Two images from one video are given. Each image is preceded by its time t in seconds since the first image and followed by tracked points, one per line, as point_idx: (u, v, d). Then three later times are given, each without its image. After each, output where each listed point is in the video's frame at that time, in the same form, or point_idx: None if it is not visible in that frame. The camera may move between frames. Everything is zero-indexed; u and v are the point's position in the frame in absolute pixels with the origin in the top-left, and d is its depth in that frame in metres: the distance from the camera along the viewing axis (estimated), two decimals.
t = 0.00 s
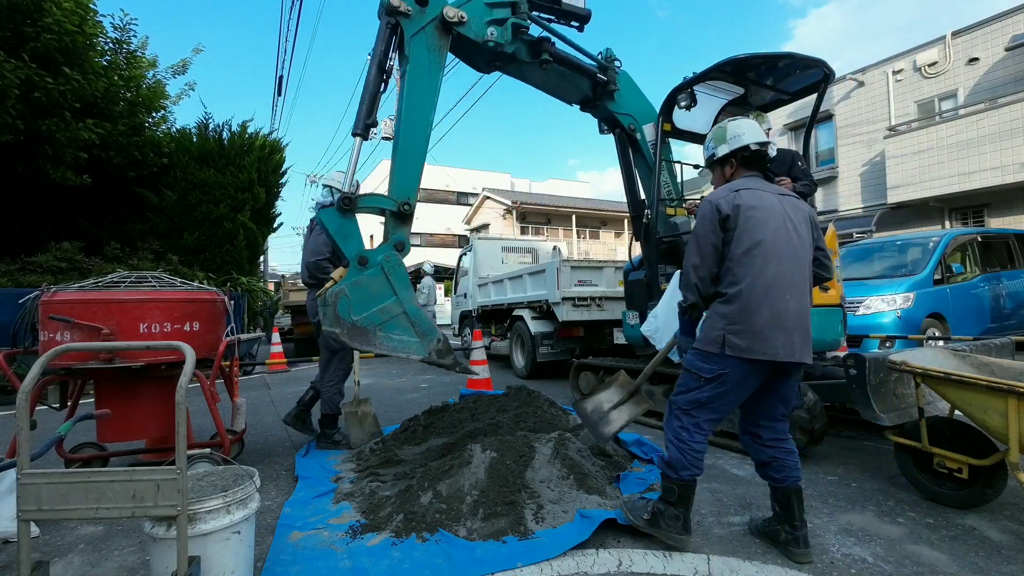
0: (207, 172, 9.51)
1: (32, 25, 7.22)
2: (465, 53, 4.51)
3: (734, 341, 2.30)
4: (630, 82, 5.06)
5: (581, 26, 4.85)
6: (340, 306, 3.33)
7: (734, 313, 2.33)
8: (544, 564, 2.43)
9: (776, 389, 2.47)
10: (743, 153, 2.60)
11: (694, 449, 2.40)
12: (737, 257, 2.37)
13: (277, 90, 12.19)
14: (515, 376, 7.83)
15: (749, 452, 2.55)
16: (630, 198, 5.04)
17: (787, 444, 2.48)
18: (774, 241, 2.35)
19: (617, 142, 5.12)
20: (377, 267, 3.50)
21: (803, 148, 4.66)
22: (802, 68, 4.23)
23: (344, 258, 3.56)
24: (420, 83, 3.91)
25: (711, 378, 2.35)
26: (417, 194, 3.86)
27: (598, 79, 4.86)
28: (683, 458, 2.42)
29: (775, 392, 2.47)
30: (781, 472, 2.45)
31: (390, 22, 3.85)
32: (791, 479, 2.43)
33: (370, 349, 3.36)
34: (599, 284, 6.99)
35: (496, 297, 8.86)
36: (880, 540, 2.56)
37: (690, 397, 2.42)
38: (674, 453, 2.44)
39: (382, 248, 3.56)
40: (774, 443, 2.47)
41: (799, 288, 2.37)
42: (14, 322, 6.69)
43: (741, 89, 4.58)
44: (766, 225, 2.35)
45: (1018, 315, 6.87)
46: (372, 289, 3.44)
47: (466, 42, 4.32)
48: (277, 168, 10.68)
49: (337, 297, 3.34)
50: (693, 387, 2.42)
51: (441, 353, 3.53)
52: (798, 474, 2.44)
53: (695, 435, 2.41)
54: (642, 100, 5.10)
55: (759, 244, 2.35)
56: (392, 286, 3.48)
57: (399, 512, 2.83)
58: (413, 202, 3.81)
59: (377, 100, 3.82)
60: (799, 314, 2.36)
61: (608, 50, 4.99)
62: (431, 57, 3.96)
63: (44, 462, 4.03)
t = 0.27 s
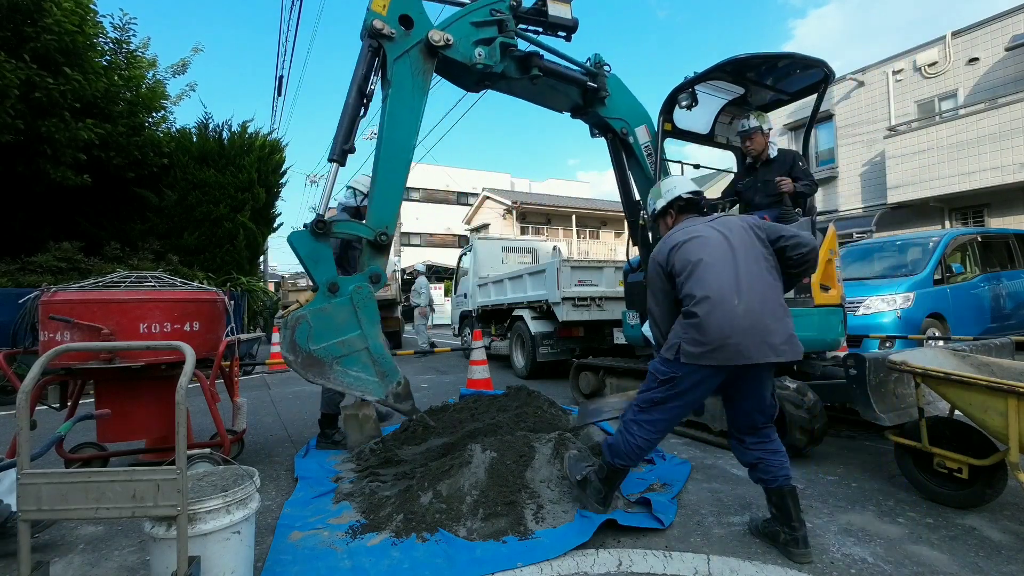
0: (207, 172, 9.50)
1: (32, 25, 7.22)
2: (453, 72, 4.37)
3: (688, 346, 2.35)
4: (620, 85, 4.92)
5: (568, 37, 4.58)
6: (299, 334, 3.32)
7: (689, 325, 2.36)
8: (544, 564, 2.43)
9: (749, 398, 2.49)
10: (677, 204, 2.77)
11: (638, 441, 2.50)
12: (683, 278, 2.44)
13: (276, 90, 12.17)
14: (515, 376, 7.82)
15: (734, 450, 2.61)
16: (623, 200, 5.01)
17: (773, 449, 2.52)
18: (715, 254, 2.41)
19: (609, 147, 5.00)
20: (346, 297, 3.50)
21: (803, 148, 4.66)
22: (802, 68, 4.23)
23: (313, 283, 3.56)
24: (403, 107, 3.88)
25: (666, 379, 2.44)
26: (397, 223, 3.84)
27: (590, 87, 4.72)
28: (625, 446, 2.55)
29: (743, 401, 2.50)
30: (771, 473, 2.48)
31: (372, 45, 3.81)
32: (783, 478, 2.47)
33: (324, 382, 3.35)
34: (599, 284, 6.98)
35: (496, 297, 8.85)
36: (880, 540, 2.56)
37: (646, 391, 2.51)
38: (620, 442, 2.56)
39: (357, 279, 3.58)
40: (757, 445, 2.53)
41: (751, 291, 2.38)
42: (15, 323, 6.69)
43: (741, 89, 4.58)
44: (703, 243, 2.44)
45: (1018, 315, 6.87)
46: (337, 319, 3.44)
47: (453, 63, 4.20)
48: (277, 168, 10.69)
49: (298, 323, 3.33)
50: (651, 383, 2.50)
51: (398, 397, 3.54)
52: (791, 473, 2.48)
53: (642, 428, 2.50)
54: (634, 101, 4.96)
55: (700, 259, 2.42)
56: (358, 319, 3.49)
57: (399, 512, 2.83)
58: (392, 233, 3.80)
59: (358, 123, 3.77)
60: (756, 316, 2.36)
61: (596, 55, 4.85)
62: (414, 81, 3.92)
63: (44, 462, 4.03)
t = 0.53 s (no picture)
0: (207, 172, 9.50)
1: (32, 25, 7.22)
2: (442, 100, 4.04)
3: (610, 362, 2.45)
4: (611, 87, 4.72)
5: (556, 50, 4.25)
6: (263, 360, 2.98)
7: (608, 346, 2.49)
8: (544, 564, 2.43)
9: (691, 400, 2.52)
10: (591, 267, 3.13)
11: (584, 447, 2.62)
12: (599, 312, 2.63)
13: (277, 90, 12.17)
14: (515, 376, 7.83)
15: (698, 453, 2.60)
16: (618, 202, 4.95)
17: (735, 448, 2.51)
18: (620, 285, 2.61)
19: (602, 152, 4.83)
20: (321, 328, 3.16)
21: (803, 148, 4.66)
22: (803, 69, 4.24)
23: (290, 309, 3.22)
24: (388, 135, 3.53)
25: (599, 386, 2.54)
26: (381, 254, 3.49)
27: (581, 94, 4.48)
28: (577, 450, 2.64)
29: (685, 404, 2.54)
30: (748, 472, 2.48)
31: (356, 70, 3.47)
32: (761, 475, 2.47)
33: (280, 415, 3.00)
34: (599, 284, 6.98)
35: (496, 297, 8.85)
36: (880, 540, 2.56)
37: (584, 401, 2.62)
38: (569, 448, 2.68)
39: (335, 310, 3.25)
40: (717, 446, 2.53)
41: (660, 305, 2.51)
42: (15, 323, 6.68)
43: (741, 89, 4.58)
44: (610, 281, 2.66)
45: (1018, 315, 6.87)
46: (306, 349, 3.10)
47: (442, 87, 3.88)
48: (277, 168, 10.61)
49: (266, 346, 3.00)
50: (587, 392, 2.62)
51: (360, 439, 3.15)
52: (766, 469, 2.48)
53: (585, 433, 2.63)
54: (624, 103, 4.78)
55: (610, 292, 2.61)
56: (330, 352, 3.14)
57: (399, 512, 2.82)
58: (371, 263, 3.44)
59: (339, 152, 3.46)
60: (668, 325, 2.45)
61: (586, 62, 4.64)
62: (401, 108, 3.58)
63: (44, 462, 4.02)
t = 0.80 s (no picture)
0: (207, 172, 9.48)
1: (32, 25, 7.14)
2: (437, 111, 3.92)
3: (588, 364, 2.50)
4: (606, 90, 4.63)
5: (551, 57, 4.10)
6: (253, 380, 2.69)
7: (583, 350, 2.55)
8: (544, 564, 2.43)
9: (671, 394, 2.57)
10: (559, 285, 3.22)
11: (573, 448, 2.65)
12: (570, 322, 2.72)
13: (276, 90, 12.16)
14: (515, 376, 7.83)
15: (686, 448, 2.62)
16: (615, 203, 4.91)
17: (721, 439, 2.54)
18: (587, 295, 2.72)
19: (599, 155, 4.76)
20: (314, 347, 2.88)
21: (803, 148, 4.67)
22: (803, 69, 4.24)
23: (279, 328, 2.91)
24: (382, 149, 3.33)
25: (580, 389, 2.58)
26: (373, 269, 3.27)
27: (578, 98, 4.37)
28: (566, 451, 2.67)
29: (665, 398, 2.60)
30: (740, 464, 2.49)
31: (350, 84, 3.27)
32: (753, 467, 2.48)
33: (271, 438, 2.69)
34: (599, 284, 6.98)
35: (496, 297, 8.85)
36: (880, 540, 2.56)
37: (567, 403, 2.67)
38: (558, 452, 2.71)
39: (328, 327, 2.97)
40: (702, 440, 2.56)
41: (627, 307, 2.60)
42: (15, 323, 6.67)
43: (742, 89, 4.58)
44: (577, 293, 2.77)
45: (1018, 315, 6.87)
46: (297, 369, 2.81)
47: (436, 99, 3.74)
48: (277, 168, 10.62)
49: (255, 368, 2.71)
50: (570, 395, 2.66)
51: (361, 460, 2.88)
52: (757, 460, 2.50)
53: (572, 434, 2.67)
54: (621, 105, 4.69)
55: (578, 302, 2.72)
56: (323, 372, 2.87)
57: (399, 511, 2.82)
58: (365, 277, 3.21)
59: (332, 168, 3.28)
60: (638, 323, 2.53)
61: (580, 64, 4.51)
62: (396, 122, 3.38)
63: (44, 462, 4.02)
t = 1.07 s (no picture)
0: (208, 172, 9.48)
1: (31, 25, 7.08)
2: (435, 119, 3.84)
3: (589, 358, 2.50)
4: (604, 91, 4.62)
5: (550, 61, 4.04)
6: (257, 407, 2.57)
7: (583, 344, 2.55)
8: (544, 564, 2.43)
9: (664, 385, 2.61)
10: (560, 280, 3.15)
11: (577, 449, 2.64)
12: (570, 316, 2.73)
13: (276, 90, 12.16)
14: (515, 376, 7.83)
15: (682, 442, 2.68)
16: (614, 203, 4.91)
17: (703, 425, 2.62)
18: (587, 288, 2.73)
19: (598, 156, 4.74)
20: (313, 366, 2.73)
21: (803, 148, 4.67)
22: (804, 68, 4.24)
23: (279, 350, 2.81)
24: (379, 159, 3.23)
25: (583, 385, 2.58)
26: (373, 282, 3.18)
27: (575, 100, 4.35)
28: (570, 452, 2.66)
29: (665, 393, 2.63)
30: (714, 450, 2.58)
31: (347, 94, 3.18)
32: (727, 451, 2.58)
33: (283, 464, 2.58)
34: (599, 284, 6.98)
35: (496, 297, 8.86)
36: (880, 540, 2.56)
37: (570, 403, 2.66)
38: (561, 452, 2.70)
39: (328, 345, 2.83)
40: (688, 427, 2.64)
41: (627, 300, 2.61)
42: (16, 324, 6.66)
43: (742, 88, 4.58)
44: (575, 286, 2.78)
45: (1018, 315, 6.87)
46: (300, 391, 2.67)
47: (434, 108, 3.66)
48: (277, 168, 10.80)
49: (257, 395, 2.59)
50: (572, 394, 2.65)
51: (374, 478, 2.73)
52: (733, 445, 2.59)
53: (576, 434, 2.66)
54: (618, 107, 4.69)
55: (577, 295, 2.73)
56: (326, 392, 2.70)
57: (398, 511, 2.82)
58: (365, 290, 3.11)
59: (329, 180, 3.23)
60: (638, 315, 2.56)
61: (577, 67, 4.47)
62: (394, 132, 3.29)
63: (44, 462, 4.02)
